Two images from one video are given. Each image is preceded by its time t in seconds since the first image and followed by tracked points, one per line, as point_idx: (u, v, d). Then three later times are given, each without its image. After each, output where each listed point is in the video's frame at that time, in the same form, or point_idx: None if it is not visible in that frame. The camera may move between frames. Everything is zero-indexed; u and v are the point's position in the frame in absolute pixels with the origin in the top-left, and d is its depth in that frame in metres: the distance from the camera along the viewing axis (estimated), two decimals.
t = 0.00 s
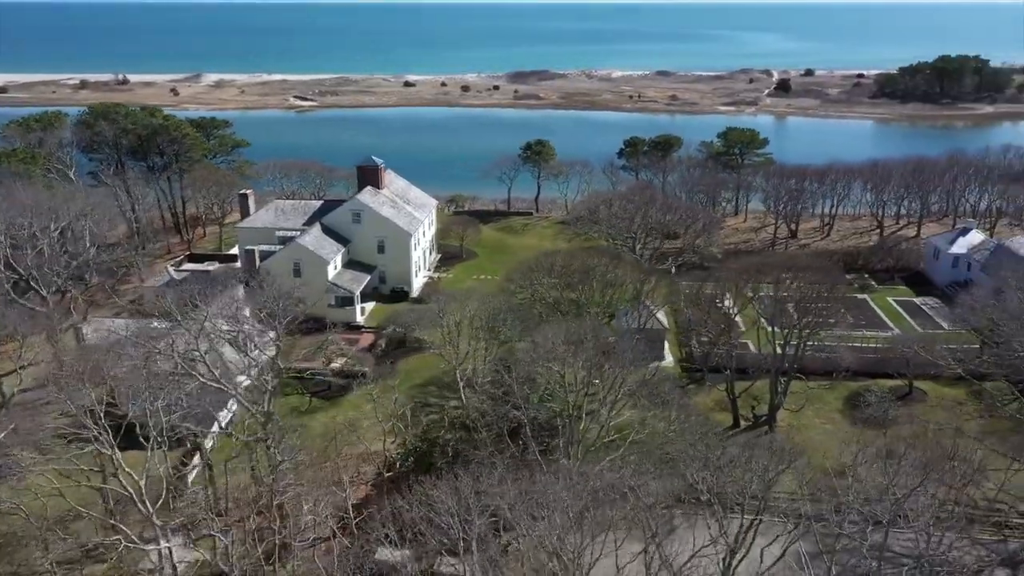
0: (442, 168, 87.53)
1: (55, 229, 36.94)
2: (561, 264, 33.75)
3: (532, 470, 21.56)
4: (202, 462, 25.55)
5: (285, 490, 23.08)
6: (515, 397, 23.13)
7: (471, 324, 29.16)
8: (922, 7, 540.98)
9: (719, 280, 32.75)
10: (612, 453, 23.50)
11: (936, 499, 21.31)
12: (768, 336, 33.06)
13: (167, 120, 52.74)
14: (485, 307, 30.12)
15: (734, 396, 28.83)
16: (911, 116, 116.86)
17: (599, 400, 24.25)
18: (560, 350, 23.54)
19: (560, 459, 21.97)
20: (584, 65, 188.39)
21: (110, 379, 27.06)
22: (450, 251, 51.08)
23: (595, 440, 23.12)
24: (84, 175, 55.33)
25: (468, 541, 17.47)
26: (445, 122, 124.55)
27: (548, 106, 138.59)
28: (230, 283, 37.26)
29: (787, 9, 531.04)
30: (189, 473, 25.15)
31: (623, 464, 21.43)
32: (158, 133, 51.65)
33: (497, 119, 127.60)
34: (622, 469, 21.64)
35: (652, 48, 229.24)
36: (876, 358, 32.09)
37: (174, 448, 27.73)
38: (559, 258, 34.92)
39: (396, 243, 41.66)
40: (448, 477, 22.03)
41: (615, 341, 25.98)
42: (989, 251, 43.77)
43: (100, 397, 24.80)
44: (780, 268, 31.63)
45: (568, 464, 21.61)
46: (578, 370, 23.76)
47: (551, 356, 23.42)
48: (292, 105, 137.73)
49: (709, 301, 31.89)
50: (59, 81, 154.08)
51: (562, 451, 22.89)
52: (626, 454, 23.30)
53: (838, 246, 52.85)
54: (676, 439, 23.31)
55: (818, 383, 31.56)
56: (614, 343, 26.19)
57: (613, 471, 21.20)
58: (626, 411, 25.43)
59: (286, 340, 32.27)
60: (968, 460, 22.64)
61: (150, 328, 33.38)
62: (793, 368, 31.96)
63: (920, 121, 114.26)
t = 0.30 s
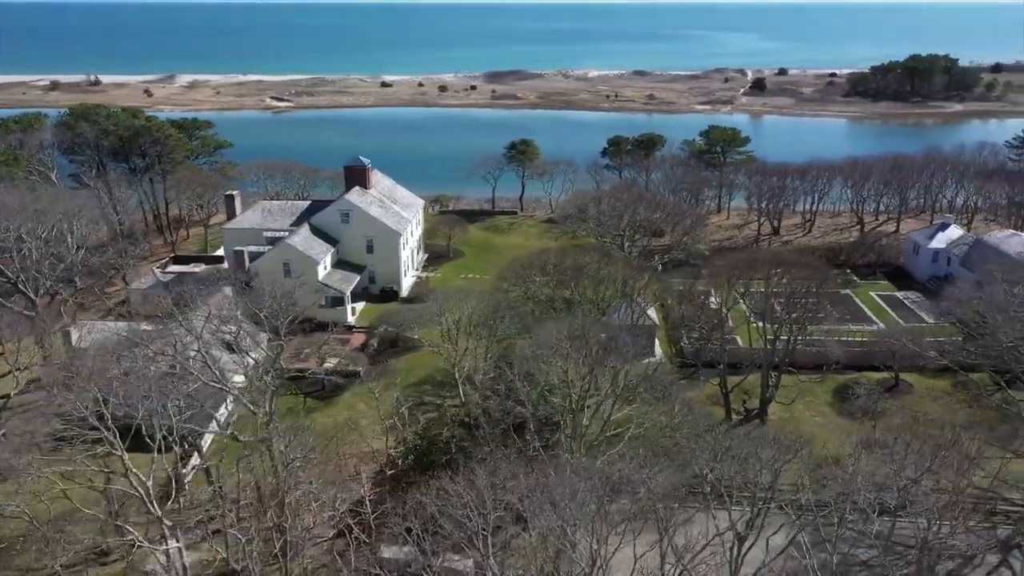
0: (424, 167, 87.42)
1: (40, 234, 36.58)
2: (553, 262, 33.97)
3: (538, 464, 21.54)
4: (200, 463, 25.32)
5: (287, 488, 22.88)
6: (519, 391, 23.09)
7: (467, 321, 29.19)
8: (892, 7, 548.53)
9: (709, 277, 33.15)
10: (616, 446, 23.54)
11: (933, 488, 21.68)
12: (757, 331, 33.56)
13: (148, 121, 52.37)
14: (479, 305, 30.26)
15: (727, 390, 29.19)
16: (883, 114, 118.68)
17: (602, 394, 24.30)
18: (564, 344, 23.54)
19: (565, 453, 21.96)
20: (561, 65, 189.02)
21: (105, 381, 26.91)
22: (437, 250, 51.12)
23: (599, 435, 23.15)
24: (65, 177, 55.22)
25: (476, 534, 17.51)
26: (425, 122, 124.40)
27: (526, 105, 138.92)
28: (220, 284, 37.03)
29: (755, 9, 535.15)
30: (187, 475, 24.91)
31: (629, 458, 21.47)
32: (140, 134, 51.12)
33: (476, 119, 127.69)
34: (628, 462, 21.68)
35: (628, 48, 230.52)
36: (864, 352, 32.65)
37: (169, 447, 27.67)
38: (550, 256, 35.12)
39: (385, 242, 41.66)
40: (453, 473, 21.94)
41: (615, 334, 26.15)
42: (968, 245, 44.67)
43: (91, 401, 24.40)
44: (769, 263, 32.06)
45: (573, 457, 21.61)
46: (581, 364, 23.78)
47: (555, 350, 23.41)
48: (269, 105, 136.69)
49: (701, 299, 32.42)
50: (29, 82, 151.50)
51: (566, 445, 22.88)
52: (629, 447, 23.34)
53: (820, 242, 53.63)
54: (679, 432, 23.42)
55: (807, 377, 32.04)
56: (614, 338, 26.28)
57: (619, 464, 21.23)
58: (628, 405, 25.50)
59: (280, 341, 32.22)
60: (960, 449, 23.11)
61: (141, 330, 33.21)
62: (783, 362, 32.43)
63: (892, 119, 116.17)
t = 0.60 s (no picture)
0: (414, 167, 87.43)
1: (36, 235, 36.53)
2: (550, 261, 34.29)
3: (550, 457, 21.50)
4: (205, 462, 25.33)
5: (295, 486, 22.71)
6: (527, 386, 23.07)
7: (469, 318, 29.31)
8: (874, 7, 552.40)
9: (705, 275, 33.57)
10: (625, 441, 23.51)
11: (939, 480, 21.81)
12: (754, 327, 33.99)
13: (140, 121, 52.20)
14: (480, 303, 30.41)
15: (726, 385, 29.52)
16: (865, 112, 119.91)
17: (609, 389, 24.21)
18: (572, 338, 23.55)
19: (574, 447, 21.96)
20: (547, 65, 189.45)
21: (111, 382, 26.99)
22: (432, 249, 51.23)
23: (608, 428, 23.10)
24: (56, 178, 55.31)
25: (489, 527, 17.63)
26: (413, 122, 124.42)
27: (512, 105, 139.22)
28: (217, 284, 37.01)
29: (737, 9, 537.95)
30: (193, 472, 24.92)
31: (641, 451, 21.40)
32: (132, 134, 50.77)
33: (464, 119, 127.78)
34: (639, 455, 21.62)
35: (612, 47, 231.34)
36: (859, 346, 33.14)
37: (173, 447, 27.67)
38: (549, 255, 35.40)
39: (381, 241, 41.74)
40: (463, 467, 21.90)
41: (619, 330, 26.29)
42: (957, 242, 45.12)
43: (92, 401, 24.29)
44: (765, 260, 32.45)
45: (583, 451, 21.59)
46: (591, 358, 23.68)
47: (564, 344, 23.40)
48: (255, 106, 136.19)
49: (699, 295, 32.80)
50: (10, 83, 150.02)
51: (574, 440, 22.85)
52: (639, 441, 23.32)
53: (810, 239, 54.24)
54: (686, 427, 23.46)
55: (803, 372, 32.46)
56: (621, 334, 26.31)
57: (631, 456, 21.18)
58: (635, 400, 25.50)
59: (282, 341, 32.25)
60: (959, 441, 23.55)
61: (141, 330, 33.20)
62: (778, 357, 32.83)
63: (875, 117, 117.38)
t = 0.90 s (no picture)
0: (404, 167, 87.36)
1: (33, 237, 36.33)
2: (550, 259, 34.50)
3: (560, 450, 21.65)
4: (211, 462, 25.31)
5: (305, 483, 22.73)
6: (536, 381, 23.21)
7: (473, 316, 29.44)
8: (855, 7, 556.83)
9: (703, 272, 33.91)
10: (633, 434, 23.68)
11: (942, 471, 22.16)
12: (752, 324, 34.38)
13: (132, 121, 51.92)
14: (482, 301, 30.56)
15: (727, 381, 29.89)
16: (848, 111, 121.24)
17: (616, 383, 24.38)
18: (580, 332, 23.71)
19: (584, 440, 22.12)
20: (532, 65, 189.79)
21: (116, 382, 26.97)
22: (427, 248, 51.35)
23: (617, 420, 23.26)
24: (46, 179, 55.17)
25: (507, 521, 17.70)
26: (401, 121, 124.27)
27: (499, 104, 139.41)
28: (217, 284, 36.97)
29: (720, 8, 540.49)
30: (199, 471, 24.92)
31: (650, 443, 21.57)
32: (124, 135, 50.30)
33: (452, 119, 127.80)
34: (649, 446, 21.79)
35: (596, 47, 231.95)
36: (855, 342, 33.64)
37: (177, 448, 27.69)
38: (547, 254, 35.62)
39: (379, 241, 41.82)
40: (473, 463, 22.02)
41: (623, 326, 26.50)
42: (946, 239, 45.59)
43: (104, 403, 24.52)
44: (763, 256, 32.81)
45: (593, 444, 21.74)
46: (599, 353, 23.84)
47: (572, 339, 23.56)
48: (240, 106, 135.48)
49: (698, 291, 33.08)
50: None
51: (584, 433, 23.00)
52: (647, 434, 23.50)
53: (800, 237, 54.81)
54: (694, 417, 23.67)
55: (801, 367, 32.89)
56: (626, 329, 26.47)
57: (641, 448, 21.35)
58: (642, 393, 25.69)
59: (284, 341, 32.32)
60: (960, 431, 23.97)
61: (143, 331, 33.13)
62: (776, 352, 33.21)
63: (858, 116, 118.62)
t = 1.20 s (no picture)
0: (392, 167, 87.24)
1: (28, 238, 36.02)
2: (547, 258, 34.70)
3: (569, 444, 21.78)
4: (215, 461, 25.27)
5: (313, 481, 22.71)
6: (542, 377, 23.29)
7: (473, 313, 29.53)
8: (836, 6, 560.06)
9: (699, 269, 34.22)
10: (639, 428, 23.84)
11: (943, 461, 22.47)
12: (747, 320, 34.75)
13: (122, 121, 51.54)
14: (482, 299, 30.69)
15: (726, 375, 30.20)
16: (830, 110, 122.50)
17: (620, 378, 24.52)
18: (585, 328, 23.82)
19: (591, 435, 22.25)
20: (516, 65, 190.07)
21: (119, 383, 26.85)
22: (420, 248, 51.41)
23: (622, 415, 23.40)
24: (34, 180, 54.76)
25: (524, 517, 17.83)
26: (387, 121, 124.04)
27: (484, 104, 139.54)
28: (213, 284, 36.89)
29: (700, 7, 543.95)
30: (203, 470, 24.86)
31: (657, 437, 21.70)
32: (114, 135, 49.74)
33: (438, 118, 127.75)
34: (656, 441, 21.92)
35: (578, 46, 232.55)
36: (849, 336, 34.05)
37: (180, 448, 27.65)
38: (544, 253, 35.81)
39: (374, 241, 41.87)
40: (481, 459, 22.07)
41: (625, 322, 26.71)
42: (933, 234, 46.38)
43: (106, 407, 24.42)
44: (758, 254, 33.19)
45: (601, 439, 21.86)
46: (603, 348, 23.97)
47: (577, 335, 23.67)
48: (223, 106, 134.63)
49: (695, 289, 33.40)
50: None
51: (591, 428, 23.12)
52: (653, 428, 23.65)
53: (790, 234, 55.37)
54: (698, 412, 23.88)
55: (797, 362, 33.27)
56: (628, 325, 26.62)
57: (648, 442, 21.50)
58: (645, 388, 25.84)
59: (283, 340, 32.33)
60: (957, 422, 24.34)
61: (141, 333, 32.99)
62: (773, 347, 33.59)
63: (840, 115, 119.85)
